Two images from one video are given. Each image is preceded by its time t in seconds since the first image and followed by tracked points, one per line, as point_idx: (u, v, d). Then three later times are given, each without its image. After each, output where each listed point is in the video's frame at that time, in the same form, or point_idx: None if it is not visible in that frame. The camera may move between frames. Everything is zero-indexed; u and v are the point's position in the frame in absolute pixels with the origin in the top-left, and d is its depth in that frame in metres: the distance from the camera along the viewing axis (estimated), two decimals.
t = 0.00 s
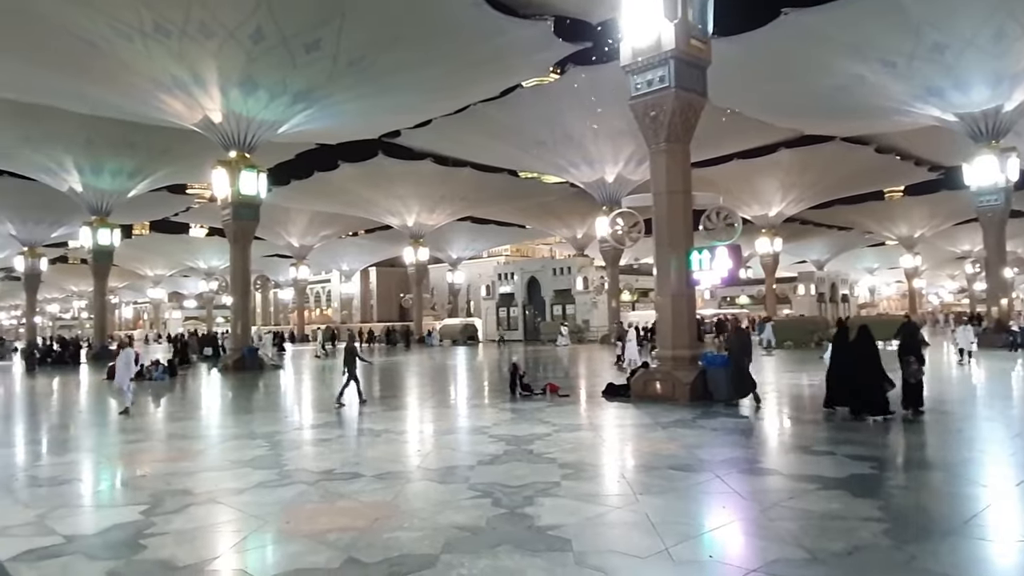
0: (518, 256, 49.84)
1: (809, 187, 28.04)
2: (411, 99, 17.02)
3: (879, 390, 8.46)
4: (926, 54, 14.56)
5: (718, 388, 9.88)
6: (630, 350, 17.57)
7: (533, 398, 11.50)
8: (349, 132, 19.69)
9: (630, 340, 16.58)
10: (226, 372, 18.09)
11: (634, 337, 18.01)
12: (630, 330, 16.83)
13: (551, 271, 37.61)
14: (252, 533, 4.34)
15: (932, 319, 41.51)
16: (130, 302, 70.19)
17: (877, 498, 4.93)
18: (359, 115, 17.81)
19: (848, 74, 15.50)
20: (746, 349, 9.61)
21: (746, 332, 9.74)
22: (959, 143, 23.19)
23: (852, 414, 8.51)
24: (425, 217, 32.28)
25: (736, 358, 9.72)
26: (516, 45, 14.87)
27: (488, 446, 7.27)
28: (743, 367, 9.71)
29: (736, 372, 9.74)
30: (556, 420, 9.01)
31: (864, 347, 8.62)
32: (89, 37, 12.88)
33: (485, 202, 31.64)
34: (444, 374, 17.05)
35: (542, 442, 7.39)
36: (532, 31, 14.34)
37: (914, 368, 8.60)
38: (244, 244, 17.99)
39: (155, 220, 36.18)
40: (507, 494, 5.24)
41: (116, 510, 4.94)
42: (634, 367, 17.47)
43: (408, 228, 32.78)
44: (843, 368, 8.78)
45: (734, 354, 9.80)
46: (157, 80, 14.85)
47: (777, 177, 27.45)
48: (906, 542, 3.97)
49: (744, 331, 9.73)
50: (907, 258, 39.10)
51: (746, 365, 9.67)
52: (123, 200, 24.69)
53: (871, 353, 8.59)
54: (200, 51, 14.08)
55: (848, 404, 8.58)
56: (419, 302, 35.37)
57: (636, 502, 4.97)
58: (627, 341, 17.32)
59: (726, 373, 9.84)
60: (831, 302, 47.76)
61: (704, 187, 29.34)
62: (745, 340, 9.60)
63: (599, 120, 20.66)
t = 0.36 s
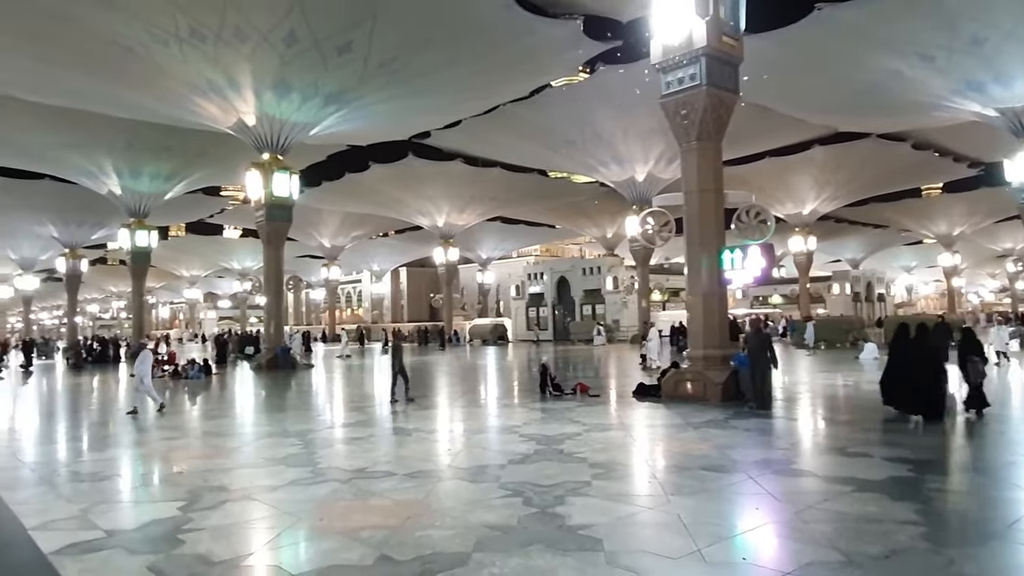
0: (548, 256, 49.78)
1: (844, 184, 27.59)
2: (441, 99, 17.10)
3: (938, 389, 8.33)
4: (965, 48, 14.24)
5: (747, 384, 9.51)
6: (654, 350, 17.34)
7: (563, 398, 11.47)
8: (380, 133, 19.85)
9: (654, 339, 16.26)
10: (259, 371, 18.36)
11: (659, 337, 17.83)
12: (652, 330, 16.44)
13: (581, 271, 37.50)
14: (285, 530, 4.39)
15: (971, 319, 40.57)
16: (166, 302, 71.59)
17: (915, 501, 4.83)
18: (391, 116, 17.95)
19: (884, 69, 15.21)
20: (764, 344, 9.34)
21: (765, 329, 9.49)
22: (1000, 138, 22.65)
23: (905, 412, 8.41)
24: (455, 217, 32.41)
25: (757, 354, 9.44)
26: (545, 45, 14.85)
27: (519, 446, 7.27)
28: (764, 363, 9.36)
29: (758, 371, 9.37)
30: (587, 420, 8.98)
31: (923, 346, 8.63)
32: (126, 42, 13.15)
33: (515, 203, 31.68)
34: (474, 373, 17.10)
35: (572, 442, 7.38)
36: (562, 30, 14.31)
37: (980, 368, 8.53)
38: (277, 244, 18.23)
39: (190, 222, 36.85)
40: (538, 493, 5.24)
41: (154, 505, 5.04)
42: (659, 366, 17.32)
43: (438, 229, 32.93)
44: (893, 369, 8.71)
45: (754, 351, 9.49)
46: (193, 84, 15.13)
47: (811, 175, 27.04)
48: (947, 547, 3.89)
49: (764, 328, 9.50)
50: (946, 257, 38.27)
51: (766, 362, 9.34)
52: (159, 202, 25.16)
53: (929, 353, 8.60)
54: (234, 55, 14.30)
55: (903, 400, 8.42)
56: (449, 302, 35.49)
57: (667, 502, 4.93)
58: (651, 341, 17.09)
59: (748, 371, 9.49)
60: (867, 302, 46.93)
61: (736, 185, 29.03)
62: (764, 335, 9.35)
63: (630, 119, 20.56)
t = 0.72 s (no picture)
0: (578, 255, 49.67)
1: (880, 182, 27.08)
2: (471, 99, 17.15)
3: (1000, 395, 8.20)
4: (1007, 42, 13.85)
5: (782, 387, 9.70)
6: (675, 349, 17.17)
7: (593, 397, 11.43)
8: (411, 134, 19.97)
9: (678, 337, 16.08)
10: (293, 370, 18.61)
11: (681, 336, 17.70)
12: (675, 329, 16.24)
13: (611, 270, 37.33)
14: (319, 526, 4.45)
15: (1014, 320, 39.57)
16: (202, 302, 72.89)
17: (955, 505, 4.72)
18: (421, 116, 18.05)
19: (923, 63, 14.89)
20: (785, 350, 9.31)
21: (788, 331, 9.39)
22: None
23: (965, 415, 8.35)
24: (485, 216, 32.47)
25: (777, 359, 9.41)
26: (575, 44, 14.81)
27: (548, 445, 7.26)
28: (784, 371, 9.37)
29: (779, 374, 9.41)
30: (617, 420, 8.94)
31: (985, 356, 8.26)
32: (163, 47, 13.42)
33: (546, 202, 31.66)
34: (504, 372, 17.13)
35: (603, 442, 7.36)
36: (591, 29, 14.25)
37: None
38: (309, 244, 18.45)
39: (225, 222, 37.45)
40: (569, 492, 5.23)
41: (192, 500, 5.14)
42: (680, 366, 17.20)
43: (468, 228, 33.02)
44: (953, 373, 8.51)
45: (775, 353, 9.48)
46: (228, 87, 15.38)
47: (847, 173, 26.59)
48: (988, 552, 3.80)
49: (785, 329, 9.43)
50: (986, 255, 37.36)
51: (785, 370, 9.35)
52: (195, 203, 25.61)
53: (992, 362, 8.27)
54: (268, 58, 14.50)
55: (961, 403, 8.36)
56: (479, 301, 35.58)
57: (700, 503, 4.89)
58: (677, 339, 16.98)
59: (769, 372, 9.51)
60: (905, 302, 46.02)
61: (769, 184, 28.65)
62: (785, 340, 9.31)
63: (660, 118, 20.42)
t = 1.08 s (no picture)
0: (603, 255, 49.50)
1: (911, 179, 26.63)
2: (496, 99, 17.17)
3: None
4: None
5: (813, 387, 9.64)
6: (693, 349, 16.94)
7: (618, 397, 11.38)
8: (436, 133, 20.05)
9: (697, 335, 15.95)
10: (320, 368, 18.78)
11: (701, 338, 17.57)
12: (694, 329, 16.04)
13: (636, 269, 37.13)
14: (346, 523, 4.48)
15: None
16: (230, 301, 73.81)
17: (989, 508, 4.63)
18: (446, 116, 18.11)
19: (956, 58, 14.61)
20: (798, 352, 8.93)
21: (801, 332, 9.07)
22: None
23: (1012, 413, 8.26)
24: (509, 216, 32.48)
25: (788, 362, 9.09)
26: (600, 42, 14.75)
27: (573, 445, 7.24)
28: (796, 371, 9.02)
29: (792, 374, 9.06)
30: (643, 420, 8.88)
31: None
32: (192, 50, 13.60)
33: (571, 201, 31.59)
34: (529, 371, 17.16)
35: (628, 442, 7.32)
36: (616, 27, 14.18)
37: None
38: (335, 244, 18.58)
39: (253, 223, 37.88)
40: (594, 492, 5.22)
41: (222, 497, 5.21)
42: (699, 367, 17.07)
43: (493, 228, 33.04)
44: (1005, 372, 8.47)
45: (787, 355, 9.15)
46: (256, 89, 15.55)
47: (877, 170, 26.17)
48: None
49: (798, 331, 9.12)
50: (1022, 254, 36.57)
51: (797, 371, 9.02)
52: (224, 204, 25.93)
53: None
54: (295, 60, 14.64)
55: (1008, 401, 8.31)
56: (503, 300, 35.57)
57: (727, 504, 4.85)
58: (693, 339, 16.79)
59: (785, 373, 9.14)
60: (937, 301, 45.21)
61: (798, 182, 28.30)
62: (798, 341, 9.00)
63: (686, 116, 20.28)
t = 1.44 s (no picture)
0: (633, 254, 49.23)
1: (951, 176, 26.05)
2: (527, 98, 17.17)
3: None
4: None
5: (846, 390, 9.51)
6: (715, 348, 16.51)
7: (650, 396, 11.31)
8: (466, 133, 20.10)
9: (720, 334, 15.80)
10: (352, 367, 18.96)
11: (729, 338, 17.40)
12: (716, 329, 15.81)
13: (668, 268, 36.85)
14: (378, 520, 4.52)
15: None
16: (264, 301, 74.87)
17: None
18: (477, 116, 18.16)
19: (998, 51, 14.25)
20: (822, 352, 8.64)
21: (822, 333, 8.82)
22: None
23: None
24: (540, 215, 32.46)
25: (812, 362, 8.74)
26: (631, 40, 14.67)
27: (604, 445, 7.21)
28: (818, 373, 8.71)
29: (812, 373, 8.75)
30: (675, 420, 8.81)
31: None
32: (228, 53, 13.81)
33: (601, 201, 31.48)
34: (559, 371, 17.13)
35: (660, 442, 7.27)
36: (647, 24, 14.08)
37: None
38: (367, 244, 18.74)
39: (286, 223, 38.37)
40: (626, 492, 5.19)
41: (258, 493, 5.29)
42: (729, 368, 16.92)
43: (524, 227, 33.03)
44: None
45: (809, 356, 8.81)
46: (289, 90, 15.74)
47: (916, 167, 25.64)
48: None
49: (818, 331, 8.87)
50: None
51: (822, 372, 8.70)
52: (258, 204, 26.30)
53: None
54: (328, 62, 14.80)
55: None
56: (534, 299, 35.54)
57: (761, 506, 4.79)
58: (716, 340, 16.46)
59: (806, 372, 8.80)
60: (979, 301, 44.13)
61: (833, 180, 27.85)
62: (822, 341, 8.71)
63: (719, 113, 20.07)
